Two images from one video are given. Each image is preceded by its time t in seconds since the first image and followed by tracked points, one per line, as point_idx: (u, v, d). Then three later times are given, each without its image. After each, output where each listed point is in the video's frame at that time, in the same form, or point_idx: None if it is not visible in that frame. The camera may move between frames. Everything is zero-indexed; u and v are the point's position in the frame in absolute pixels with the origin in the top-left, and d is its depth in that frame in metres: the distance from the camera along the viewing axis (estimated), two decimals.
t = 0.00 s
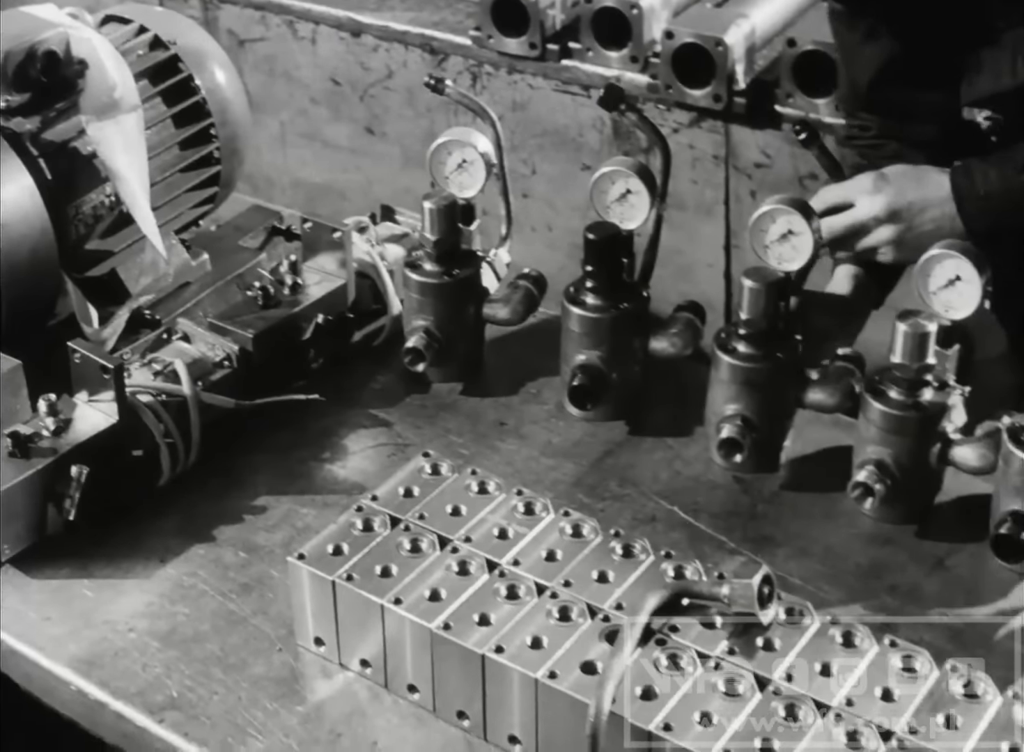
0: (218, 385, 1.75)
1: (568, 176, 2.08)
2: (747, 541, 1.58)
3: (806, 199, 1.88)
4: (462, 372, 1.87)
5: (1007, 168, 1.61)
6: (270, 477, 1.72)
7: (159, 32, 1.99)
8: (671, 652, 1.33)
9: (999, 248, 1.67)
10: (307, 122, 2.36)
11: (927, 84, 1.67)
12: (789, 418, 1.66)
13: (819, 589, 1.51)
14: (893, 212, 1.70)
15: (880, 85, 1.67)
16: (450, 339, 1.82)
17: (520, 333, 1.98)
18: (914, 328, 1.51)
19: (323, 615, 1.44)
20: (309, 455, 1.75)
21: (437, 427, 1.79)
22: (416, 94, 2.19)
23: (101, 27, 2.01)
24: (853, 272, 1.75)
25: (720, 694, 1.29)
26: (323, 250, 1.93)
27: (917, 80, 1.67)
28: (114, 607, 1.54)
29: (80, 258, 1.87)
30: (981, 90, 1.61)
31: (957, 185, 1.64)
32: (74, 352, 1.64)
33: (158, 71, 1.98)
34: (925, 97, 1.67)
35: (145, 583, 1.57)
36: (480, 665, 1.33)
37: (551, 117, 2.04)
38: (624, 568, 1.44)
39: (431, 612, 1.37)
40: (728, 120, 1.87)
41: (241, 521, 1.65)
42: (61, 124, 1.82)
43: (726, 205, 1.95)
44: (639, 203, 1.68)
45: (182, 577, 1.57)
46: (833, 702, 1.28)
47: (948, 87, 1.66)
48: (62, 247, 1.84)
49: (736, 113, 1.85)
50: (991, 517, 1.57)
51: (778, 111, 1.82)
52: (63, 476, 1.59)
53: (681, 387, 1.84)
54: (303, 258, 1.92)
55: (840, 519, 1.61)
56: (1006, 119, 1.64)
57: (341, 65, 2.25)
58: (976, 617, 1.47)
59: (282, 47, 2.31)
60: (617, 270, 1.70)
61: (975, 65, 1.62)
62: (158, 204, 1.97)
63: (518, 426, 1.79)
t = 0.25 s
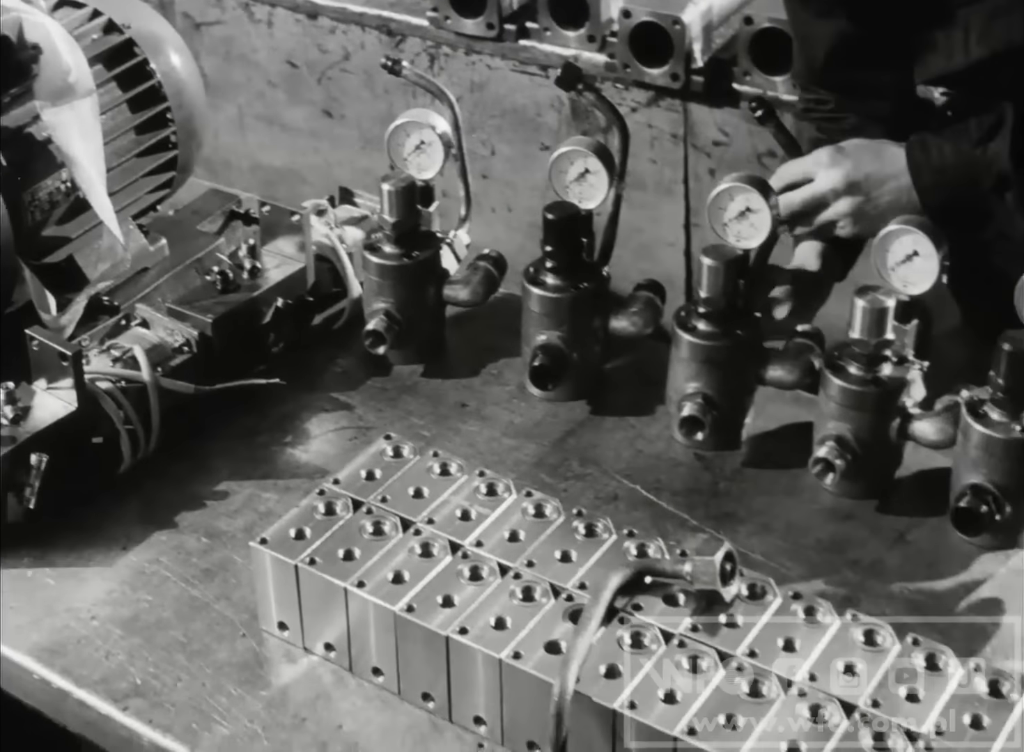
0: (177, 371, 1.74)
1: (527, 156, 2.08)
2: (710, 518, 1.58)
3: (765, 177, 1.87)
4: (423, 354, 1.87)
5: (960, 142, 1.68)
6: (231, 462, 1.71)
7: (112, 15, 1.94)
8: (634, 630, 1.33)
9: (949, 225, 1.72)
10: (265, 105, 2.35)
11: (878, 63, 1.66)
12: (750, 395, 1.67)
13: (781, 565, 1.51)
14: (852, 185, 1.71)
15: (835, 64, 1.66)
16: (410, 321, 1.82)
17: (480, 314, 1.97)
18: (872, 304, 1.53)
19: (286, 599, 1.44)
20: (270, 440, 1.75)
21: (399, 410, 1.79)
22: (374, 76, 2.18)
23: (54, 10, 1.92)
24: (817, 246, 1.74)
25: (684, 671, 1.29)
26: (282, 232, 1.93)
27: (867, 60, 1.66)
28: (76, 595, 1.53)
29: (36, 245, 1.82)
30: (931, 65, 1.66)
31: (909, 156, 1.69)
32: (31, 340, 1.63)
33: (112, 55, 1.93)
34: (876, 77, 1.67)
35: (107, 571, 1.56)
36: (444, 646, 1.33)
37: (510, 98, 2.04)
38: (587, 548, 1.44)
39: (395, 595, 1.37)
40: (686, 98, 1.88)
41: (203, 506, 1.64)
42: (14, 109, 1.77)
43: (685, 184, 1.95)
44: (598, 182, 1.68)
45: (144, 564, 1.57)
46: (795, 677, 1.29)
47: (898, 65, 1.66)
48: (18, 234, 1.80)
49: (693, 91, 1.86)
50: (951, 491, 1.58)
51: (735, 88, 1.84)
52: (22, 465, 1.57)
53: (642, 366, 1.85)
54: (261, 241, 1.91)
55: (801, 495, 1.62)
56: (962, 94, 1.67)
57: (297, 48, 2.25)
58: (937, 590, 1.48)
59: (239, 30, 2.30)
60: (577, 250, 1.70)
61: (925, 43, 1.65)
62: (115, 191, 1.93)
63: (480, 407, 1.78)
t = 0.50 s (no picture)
0: (140, 365, 1.74)
1: (491, 145, 2.08)
2: (675, 504, 1.58)
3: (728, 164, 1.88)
4: (387, 345, 1.86)
5: (925, 133, 1.62)
6: (196, 455, 1.71)
7: (69, 7, 1.89)
8: (601, 618, 1.33)
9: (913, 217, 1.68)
10: (226, 97, 2.34)
11: (851, 61, 1.66)
12: (714, 382, 1.67)
13: (747, 550, 1.52)
14: (814, 173, 1.70)
15: (799, 63, 1.65)
16: (374, 311, 1.82)
17: (444, 305, 1.97)
18: (835, 290, 1.53)
19: (253, 593, 1.43)
20: (235, 432, 1.74)
21: (364, 401, 1.78)
22: (336, 67, 2.18)
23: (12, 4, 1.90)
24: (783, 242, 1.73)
25: (652, 658, 1.29)
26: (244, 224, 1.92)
27: (833, 59, 1.65)
28: (42, 591, 1.52)
29: None
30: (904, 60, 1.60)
31: (874, 149, 1.65)
32: None
33: (70, 48, 1.89)
34: (841, 75, 1.66)
35: (72, 566, 1.55)
36: (411, 636, 1.33)
37: (472, 87, 2.04)
38: (553, 537, 1.44)
39: (361, 586, 1.37)
40: (648, 86, 1.88)
41: (168, 500, 1.64)
42: None
43: (649, 171, 1.95)
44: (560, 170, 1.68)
45: (110, 559, 1.56)
46: (762, 662, 1.29)
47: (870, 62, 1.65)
48: None
49: (656, 79, 1.87)
50: (915, 474, 1.59)
51: (698, 75, 1.84)
52: None
53: (607, 355, 1.85)
54: (224, 233, 1.90)
55: (766, 480, 1.62)
56: (922, 85, 1.62)
57: (259, 39, 2.24)
58: (902, 573, 1.48)
59: (199, 22, 2.29)
60: (540, 238, 1.70)
61: (893, 37, 1.61)
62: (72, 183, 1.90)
63: (445, 397, 1.78)
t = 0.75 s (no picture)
0: (105, 358, 1.72)
1: (455, 133, 2.08)
2: (643, 489, 1.59)
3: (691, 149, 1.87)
4: (354, 334, 1.86)
5: (886, 114, 1.63)
6: (162, 448, 1.70)
7: None
8: (570, 604, 1.33)
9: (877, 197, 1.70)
10: (189, 87, 2.33)
11: (820, 44, 1.72)
12: (680, 366, 1.67)
13: (715, 534, 1.52)
14: (778, 156, 1.68)
15: (761, 46, 1.70)
16: (339, 300, 1.81)
17: (410, 293, 1.97)
18: (800, 273, 1.53)
19: (221, 584, 1.43)
20: (202, 423, 1.74)
21: (330, 390, 1.78)
22: (299, 56, 2.17)
23: None
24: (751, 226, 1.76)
25: (621, 644, 1.29)
26: (208, 214, 1.91)
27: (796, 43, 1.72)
28: (8, 586, 1.51)
29: None
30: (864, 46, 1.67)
31: (835, 132, 1.65)
32: None
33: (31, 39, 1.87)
34: (807, 58, 1.72)
35: (39, 561, 1.54)
36: (380, 625, 1.33)
37: (436, 75, 2.03)
38: (521, 524, 1.44)
39: (329, 576, 1.36)
40: (612, 72, 1.88)
41: (134, 493, 1.63)
42: None
43: (613, 157, 1.95)
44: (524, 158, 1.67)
45: (77, 552, 1.55)
46: (731, 646, 1.30)
47: (836, 46, 1.71)
48: None
49: (619, 65, 1.87)
50: (881, 456, 1.60)
51: (662, 60, 1.84)
52: None
53: (573, 342, 1.85)
54: (187, 224, 1.89)
55: (733, 464, 1.62)
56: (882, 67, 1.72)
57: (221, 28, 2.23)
58: (870, 555, 1.49)
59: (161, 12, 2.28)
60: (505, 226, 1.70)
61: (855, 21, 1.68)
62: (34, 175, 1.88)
63: (412, 386, 1.78)
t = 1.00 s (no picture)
0: (73, 353, 1.71)
1: (423, 124, 2.08)
2: (614, 477, 1.59)
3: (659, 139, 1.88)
4: (323, 326, 1.85)
5: (851, 102, 1.66)
6: (132, 442, 1.69)
7: None
8: (542, 593, 1.34)
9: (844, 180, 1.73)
10: (156, 80, 2.32)
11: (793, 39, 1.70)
12: (651, 355, 1.68)
13: (686, 522, 1.52)
14: (742, 143, 1.72)
15: (736, 45, 1.68)
16: (308, 292, 1.81)
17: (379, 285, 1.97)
18: (768, 260, 1.53)
19: (192, 579, 1.43)
20: (171, 417, 1.73)
21: (300, 383, 1.77)
22: (266, 48, 2.16)
23: None
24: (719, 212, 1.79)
25: (593, 632, 1.30)
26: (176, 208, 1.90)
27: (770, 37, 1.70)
28: None
29: None
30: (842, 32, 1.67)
31: (802, 120, 1.68)
32: None
33: None
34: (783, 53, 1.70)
35: (9, 557, 1.53)
36: (352, 617, 1.33)
37: (404, 66, 2.04)
38: (492, 514, 1.44)
39: (301, 568, 1.36)
40: (579, 61, 1.89)
41: (104, 488, 1.62)
42: None
43: (582, 148, 1.96)
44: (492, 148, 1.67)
45: (47, 548, 1.54)
46: (703, 634, 1.30)
47: (811, 36, 1.70)
48: None
49: (587, 54, 1.87)
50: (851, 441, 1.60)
51: (629, 49, 1.84)
52: None
53: (543, 332, 1.85)
54: (154, 217, 1.88)
55: (704, 452, 1.63)
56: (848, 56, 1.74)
57: (187, 21, 2.22)
58: (840, 541, 1.49)
59: (127, 5, 2.27)
60: (473, 216, 1.70)
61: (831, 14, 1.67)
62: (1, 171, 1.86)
63: (383, 377, 1.78)
